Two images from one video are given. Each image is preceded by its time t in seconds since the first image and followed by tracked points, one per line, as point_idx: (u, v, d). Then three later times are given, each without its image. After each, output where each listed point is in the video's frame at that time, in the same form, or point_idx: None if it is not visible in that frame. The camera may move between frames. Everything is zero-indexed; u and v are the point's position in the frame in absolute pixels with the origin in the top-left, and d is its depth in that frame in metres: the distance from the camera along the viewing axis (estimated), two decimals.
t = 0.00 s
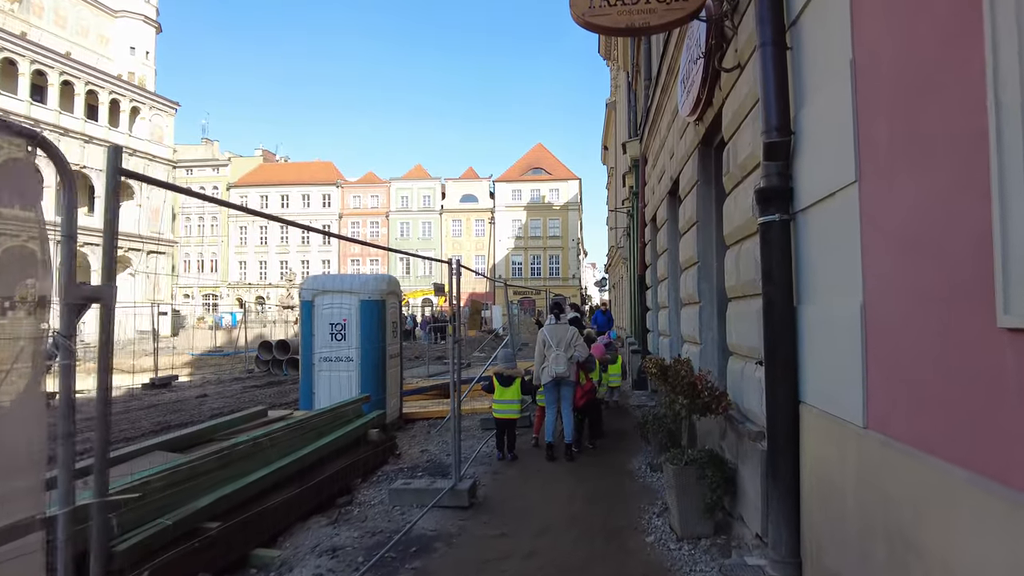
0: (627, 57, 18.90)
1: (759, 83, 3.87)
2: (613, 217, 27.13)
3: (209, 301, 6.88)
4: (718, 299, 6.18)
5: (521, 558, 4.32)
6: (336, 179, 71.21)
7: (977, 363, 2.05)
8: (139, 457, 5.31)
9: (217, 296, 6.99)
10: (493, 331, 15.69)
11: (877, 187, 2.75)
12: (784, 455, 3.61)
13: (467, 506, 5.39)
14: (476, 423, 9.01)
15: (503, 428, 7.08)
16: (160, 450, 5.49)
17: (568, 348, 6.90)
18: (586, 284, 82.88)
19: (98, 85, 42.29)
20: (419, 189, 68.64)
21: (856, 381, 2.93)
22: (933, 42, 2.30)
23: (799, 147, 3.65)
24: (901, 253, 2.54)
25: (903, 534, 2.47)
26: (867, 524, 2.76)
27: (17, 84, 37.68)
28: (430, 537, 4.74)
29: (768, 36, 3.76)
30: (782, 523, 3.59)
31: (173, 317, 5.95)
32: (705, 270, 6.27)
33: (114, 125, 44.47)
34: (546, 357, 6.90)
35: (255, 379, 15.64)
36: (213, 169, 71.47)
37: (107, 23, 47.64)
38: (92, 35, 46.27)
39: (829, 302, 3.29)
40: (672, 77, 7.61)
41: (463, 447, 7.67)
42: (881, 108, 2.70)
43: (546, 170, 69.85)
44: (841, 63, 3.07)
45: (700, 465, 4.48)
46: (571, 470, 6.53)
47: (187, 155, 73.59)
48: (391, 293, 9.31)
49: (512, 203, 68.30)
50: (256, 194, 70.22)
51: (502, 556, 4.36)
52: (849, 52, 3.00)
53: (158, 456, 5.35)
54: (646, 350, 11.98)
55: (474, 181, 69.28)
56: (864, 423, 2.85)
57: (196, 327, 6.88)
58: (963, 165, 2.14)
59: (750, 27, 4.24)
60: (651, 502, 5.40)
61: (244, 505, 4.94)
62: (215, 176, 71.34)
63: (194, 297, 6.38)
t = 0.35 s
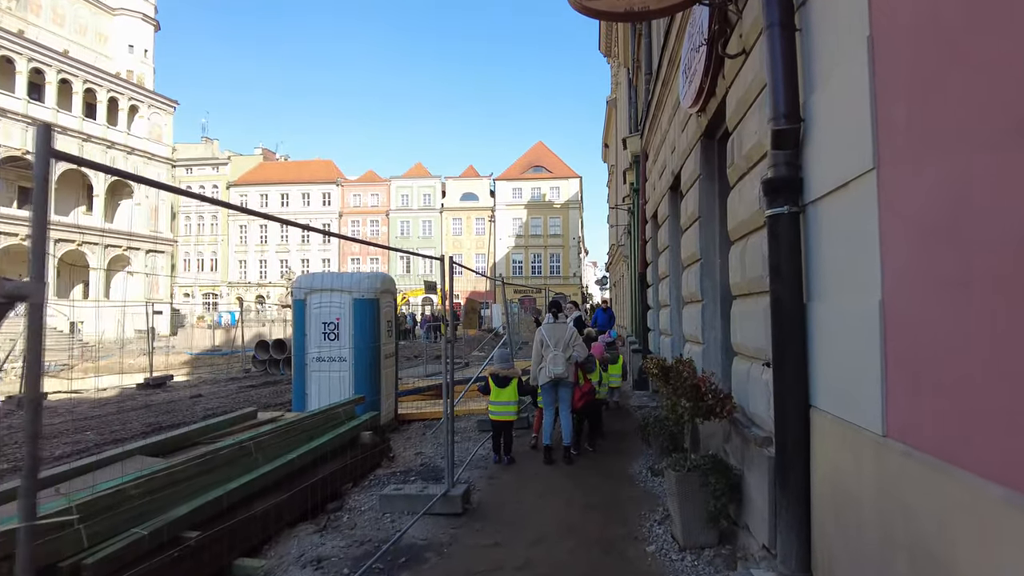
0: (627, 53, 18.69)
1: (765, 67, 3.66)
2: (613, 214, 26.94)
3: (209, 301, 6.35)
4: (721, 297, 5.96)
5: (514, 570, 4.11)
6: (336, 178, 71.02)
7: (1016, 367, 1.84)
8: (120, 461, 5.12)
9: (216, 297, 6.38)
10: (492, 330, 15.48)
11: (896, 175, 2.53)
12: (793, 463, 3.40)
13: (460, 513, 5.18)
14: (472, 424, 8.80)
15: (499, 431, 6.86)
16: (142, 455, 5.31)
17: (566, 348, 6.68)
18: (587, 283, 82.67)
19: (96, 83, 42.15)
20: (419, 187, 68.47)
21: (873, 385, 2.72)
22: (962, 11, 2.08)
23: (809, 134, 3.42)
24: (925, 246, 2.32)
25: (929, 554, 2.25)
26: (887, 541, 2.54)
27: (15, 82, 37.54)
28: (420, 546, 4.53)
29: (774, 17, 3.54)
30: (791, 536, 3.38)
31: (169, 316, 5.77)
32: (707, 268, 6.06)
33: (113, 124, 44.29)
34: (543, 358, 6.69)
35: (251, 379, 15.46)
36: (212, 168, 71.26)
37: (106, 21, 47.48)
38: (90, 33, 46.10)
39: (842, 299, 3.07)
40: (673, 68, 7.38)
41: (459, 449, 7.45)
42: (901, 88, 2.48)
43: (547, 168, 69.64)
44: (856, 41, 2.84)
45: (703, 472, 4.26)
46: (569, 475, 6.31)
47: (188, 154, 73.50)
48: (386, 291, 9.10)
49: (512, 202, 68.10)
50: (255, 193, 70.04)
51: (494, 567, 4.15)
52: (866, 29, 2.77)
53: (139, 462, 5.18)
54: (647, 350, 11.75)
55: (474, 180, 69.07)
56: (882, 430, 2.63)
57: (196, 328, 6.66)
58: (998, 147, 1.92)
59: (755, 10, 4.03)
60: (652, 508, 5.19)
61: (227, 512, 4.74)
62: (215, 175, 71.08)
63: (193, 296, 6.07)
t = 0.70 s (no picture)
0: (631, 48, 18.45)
1: (786, 47, 3.43)
2: (617, 211, 26.70)
3: (211, 298, 8.71)
4: (732, 293, 5.75)
5: None
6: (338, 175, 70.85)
7: None
8: (104, 466, 4.92)
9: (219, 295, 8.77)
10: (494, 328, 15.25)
11: (937, 157, 2.30)
12: (816, 470, 3.17)
13: (460, 519, 4.96)
14: (474, 425, 8.58)
15: (501, 432, 6.64)
16: (128, 458, 5.10)
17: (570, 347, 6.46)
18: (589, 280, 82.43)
19: (97, 79, 42.02)
20: (422, 185, 68.27)
21: (909, 388, 2.49)
22: None
23: (833, 117, 3.19)
24: (972, 234, 2.08)
25: None
26: (927, 561, 2.31)
27: (15, 79, 37.42)
28: (417, 554, 4.32)
29: None
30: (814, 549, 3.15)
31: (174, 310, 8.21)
32: (718, 263, 5.83)
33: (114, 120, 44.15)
34: (547, 357, 6.46)
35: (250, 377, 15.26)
36: (215, 166, 71.15)
37: (107, 17, 47.26)
38: (92, 29, 45.96)
39: (872, 295, 2.84)
40: (682, 58, 7.16)
41: (460, 450, 7.24)
42: (943, 61, 2.25)
43: (550, 166, 69.36)
44: (890, 13, 2.61)
45: (717, 478, 4.03)
46: (573, 477, 6.09)
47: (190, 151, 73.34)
48: (385, 288, 8.88)
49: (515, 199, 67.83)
50: (257, 191, 69.90)
51: None
52: None
53: (125, 466, 4.97)
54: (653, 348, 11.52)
55: (476, 177, 68.84)
56: (920, 438, 2.40)
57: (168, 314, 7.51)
58: None
59: None
60: (660, 514, 4.96)
61: (216, 517, 4.53)
62: (217, 172, 70.94)
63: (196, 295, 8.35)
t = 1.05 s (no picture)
0: (638, 45, 18.29)
1: (814, 34, 3.20)
2: (622, 210, 26.53)
3: (212, 299, 7.74)
4: (747, 297, 5.54)
5: None
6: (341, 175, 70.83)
7: None
8: (90, 476, 4.71)
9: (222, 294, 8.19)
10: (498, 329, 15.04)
11: (993, 149, 2.07)
12: (846, 490, 2.95)
13: (462, 534, 4.74)
14: (477, 429, 8.38)
15: (506, 438, 6.40)
16: (117, 468, 4.90)
17: (579, 351, 6.23)
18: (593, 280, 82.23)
19: (100, 78, 41.99)
20: (425, 184, 68.17)
21: (961, 406, 2.26)
22: None
23: (867, 110, 2.97)
24: None
25: None
26: None
27: (18, 77, 37.45)
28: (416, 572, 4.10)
29: None
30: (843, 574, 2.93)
31: (178, 311, 7.36)
32: (732, 265, 5.61)
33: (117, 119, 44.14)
34: (554, 361, 6.23)
35: (252, 379, 15.17)
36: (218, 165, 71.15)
37: (110, 15, 47.08)
38: (95, 28, 45.92)
39: (913, 301, 2.61)
40: (693, 53, 6.94)
41: (463, 457, 7.03)
42: (999, 43, 2.02)
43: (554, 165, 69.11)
44: None
45: (735, 493, 3.81)
46: (581, 487, 5.87)
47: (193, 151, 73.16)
48: (387, 289, 8.64)
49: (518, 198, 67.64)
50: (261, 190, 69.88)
51: None
52: None
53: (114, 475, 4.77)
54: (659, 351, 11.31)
55: (479, 176, 68.73)
56: (973, 463, 2.17)
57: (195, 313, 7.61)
58: None
59: None
60: (672, 528, 4.75)
61: (206, 531, 4.31)
62: (220, 171, 70.91)
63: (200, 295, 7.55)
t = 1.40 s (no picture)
0: (652, 42, 18.08)
1: (848, 15, 3.00)
2: (636, 209, 26.27)
3: (228, 299, 7.65)
4: (769, 297, 5.38)
5: None
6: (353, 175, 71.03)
7: None
8: (88, 481, 4.59)
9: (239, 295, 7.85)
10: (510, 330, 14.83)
11: None
12: (887, 505, 2.73)
13: (472, 543, 4.55)
14: (488, 432, 8.21)
15: (518, 443, 6.20)
16: (116, 472, 4.78)
17: (593, 352, 6.02)
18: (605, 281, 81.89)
19: (114, 80, 42.32)
20: (437, 185, 68.20)
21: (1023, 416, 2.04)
22: None
23: (908, 95, 2.75)
24: None
25: None
26: None
27: (34, 79, 37.89)
28: None
29: None
30: None
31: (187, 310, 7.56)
32: (755, 265, 5.45)
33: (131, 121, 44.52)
34: (567, 363, 6.03)
35: (263, 379, 15.12)
36: (232, 166, 71.62)
37: (125, 17, 47.36)
38: (110, 30, 46.31)
39: (962, 300, 2.39)
40: (710, 44, 6.73)
41: (474, 461, 6.85)
42: None
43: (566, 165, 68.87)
44: None
45: (761, 505, 3.60)
46: (597, 494, 5.66)
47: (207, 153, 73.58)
48: (396, 289, 8.48)
49: (530, 199, 67.48)
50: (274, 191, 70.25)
51: None
52: None
53: (112, 481, 4.65)
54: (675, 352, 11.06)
55: (491, 177, 68.64)
56: None
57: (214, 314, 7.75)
58: None
59: None
60: (692, 539, 4.53)
61: (206, 539, 4.16)
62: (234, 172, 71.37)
63: (214, 294, 7.23)
